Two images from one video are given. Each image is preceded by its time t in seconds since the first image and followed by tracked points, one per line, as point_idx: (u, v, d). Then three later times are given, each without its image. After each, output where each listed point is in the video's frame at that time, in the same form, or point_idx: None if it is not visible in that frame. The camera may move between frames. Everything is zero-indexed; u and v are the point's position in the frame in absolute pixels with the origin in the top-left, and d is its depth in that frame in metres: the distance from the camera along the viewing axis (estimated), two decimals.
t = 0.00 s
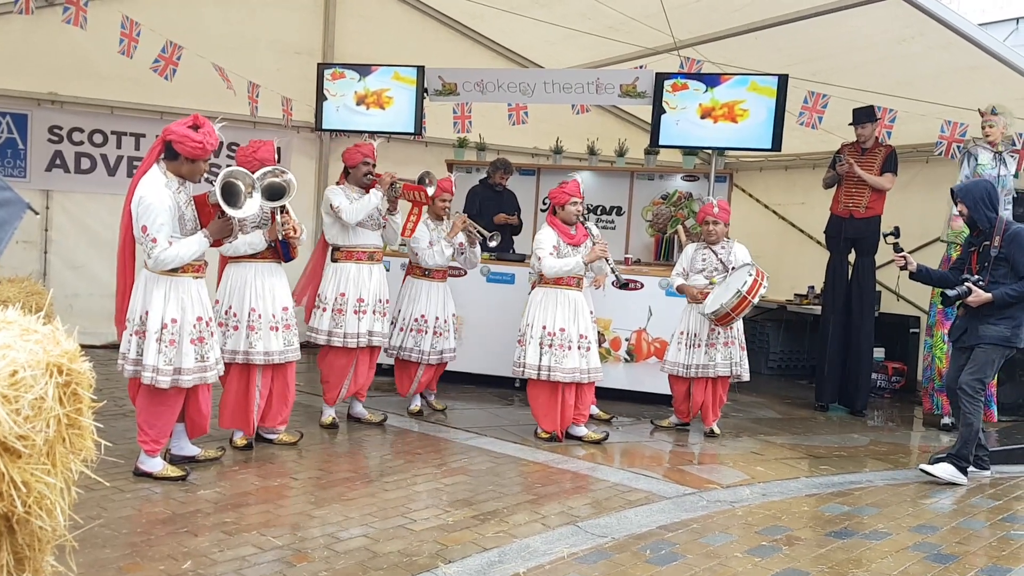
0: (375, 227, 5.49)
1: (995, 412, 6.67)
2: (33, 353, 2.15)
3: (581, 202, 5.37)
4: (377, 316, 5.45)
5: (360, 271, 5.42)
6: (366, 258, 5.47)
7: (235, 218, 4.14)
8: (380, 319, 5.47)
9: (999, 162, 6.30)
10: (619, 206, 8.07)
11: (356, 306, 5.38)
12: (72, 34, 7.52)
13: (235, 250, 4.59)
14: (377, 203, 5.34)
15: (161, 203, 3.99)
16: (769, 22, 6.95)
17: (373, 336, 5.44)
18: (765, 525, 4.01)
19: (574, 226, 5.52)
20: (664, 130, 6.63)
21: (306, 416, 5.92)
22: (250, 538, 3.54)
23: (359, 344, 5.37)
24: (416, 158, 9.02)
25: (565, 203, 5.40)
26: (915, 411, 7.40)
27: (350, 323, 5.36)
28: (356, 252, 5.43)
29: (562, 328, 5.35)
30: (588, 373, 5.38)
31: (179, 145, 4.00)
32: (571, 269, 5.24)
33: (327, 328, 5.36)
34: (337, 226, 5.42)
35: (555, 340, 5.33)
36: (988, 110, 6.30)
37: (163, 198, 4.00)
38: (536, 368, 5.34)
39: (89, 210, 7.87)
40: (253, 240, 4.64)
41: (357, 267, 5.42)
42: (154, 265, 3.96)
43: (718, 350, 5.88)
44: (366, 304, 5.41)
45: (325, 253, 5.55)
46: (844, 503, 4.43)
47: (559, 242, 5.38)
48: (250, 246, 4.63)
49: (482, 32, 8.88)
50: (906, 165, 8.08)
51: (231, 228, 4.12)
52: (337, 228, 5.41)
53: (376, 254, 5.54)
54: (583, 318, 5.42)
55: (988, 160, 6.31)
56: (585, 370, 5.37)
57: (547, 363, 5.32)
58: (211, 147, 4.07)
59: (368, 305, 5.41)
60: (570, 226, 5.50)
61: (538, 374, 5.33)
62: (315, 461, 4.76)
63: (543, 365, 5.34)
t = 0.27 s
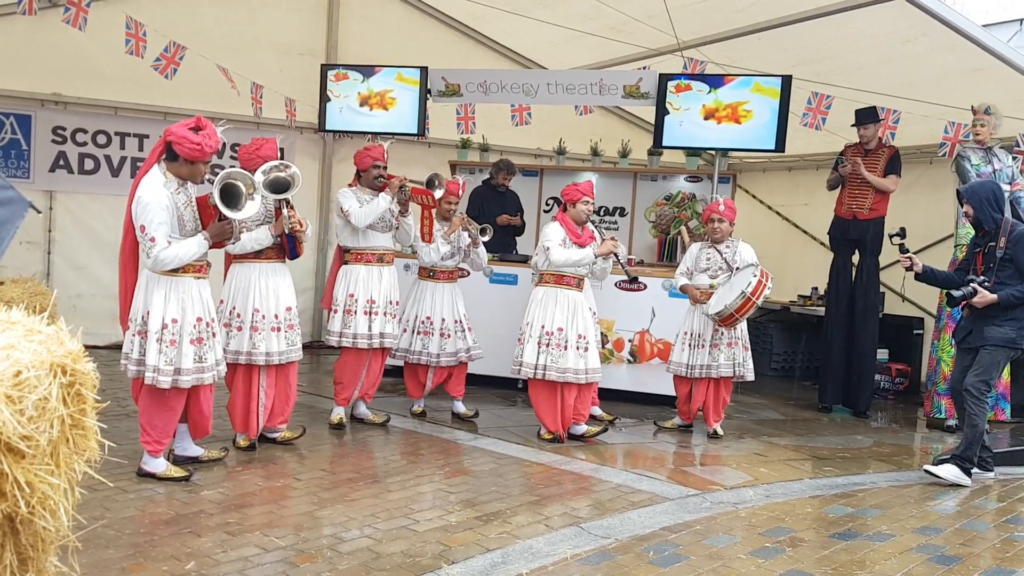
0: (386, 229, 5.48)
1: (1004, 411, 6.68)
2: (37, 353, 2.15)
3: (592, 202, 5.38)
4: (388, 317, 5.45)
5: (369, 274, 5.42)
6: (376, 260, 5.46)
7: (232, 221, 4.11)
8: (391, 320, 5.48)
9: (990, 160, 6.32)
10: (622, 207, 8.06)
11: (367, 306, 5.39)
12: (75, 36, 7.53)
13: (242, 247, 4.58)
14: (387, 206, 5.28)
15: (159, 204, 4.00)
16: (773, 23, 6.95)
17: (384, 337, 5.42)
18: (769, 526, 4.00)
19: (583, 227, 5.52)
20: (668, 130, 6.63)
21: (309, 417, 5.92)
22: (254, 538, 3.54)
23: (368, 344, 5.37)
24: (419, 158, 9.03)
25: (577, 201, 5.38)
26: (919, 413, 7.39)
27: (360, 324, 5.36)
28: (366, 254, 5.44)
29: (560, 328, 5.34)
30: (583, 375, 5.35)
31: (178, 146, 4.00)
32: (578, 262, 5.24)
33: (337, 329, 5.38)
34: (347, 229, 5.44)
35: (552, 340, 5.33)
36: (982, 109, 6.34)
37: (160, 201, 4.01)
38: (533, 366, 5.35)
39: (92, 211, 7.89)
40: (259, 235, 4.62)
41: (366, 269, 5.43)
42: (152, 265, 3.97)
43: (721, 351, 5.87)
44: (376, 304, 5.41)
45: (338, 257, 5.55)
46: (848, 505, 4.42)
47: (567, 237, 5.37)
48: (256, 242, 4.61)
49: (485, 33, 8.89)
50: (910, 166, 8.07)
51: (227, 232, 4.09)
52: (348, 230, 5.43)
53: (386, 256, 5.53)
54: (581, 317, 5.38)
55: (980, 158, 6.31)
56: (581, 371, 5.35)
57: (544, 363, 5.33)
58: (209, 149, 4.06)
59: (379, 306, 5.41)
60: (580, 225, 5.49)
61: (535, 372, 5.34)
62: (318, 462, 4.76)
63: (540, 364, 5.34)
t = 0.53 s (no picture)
0: (388, 231, 5.46)
1: (1007, 412, 6.70)
2: (38, 355, 2.15)
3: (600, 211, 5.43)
4: (391, 318, 5.45)
5: (372, 275, 5.42)
6: (378, 261, 5.46)
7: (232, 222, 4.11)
8: (394, 321, 5.48)
9: (989, 163, 6.36)
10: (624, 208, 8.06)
11: (369, 307, 5.40)
12: (77, 37, 7.54)
13: (242, 252, 4.59)
14: (383, 210, 5.28)
15: (157, 204, 4.01)
16: (774, 24, 6.95)
17: (388, 337, 5.44)
18: (771, 528, 4.00)
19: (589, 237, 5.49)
20: (669, 131, 6.65)
21: (310, 418, 5.92)
22: (255, 540, 3.54)
23: (373, 344, 5.38)
24: (420, 160, 9.03)
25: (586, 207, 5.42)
26: (921, 414, 7.39)
27: (363, 325, 5.37)
28: (368, 255, 5.43)
29: (567, 331, 5.35)
30: (588, 378, 5.35)
31: (176, 146, 4.01)
32: (601, 266, 5.21)
33: (341, 329, 5.39)
34: (349, 232, 5.45)
35: (558, 343, 5.34)
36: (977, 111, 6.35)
37: (159, 201, 4.03)
38: (540, 370, 5.33)
39: (94, 213, 7.89)
40: (259, 241, 4.61)
41: (368, 270, 5.43)
42: (149, 265, 3.98)
43: (725, 351, 5.87)
44: (380, 305, 5.42)
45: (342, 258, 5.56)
46: (849, 507, 4.42)
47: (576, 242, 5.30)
48: (256, 248, 4.61)
49: (486, 34, 8.89)
50: (912, 168, 8.07)
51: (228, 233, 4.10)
52: (350, 233, 5.45)
53: (389, 257, 5.52)
54: (587, 321, 5.41)
55: (977, 161, 6.37)
56: (586, 374, 5.35)
57: (550, 367, 5.33)
58: (207, 149, 4.05)
59: (382, 307, 5.43)
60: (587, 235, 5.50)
61: (542, 377, 5.33)
62: (319, 463, 4.76)
63: (547, 368, 5.34)
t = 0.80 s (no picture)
0: (387, 230, 5.43)
1: (1004, 413, 6.59)
2: (39, 354, 2.15)
3: (593, 202, 5.40)
4: (390, 317, 5.45)
5: (370, 274, 5.42)
6: (377, 261, 5.45)
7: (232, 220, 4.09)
8: (394, 320, 5.47)
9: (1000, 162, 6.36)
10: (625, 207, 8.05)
11: (367, 306, 5.39)
12: (78, 36, 7.54)
13: (238, 250, 4.56)
14: (376, 211, 5.25)
15: (155, 202, 4.01)
16: (775, 23, 6.94)
17: (387, 336, 5.42)
18: (771, 527, 4.00)
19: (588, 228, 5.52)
20: (670, 131, 6.64)
21: (311, 417, 5.92)
22: (256, 539, 3.54)
23: (371, 343, 5.37)
24: (421, 159, 9.03)
25: (581, 202, 5.40)
26: (922, 413, 7.38)
27: (361, 324, 5.38)
28: (367, 254, 5.43)
29: (581, 330, 5.36)
30: (601, 376, 5.36)
31: (176, 144, 4.02)
32: (609, 263, 5.24)
33: (340, 328, 5.41)
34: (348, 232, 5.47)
35: (574, 342, 5.34)
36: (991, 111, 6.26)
37: (158, 199, 4.03)
38: (558, 372, 5.31)
39: (94, 212, 7.89)
40: (256, 238, 4.58)
41: (368, 269, 5.43)
42: (146, 263, 3.98)
43: (725, 351, 5.87)
44: (378, 304, 5.41)
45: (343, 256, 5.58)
46: (850, 506, 4.42)
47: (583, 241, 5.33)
48: (253, 245, 4.57)
49: (487, 33, 8.89)
50: (913, 167, 8.06)
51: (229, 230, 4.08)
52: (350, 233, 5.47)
53: (389, 256, 5.50)
54: (597, 320, 5.40)
55: (988, 159, 6.40)
56: (598, 373, 5.36)
57: (568, 366, 5.32)
58: (206, 147, 4.04)
59: (380, 306, 5.41)
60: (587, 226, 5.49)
61: (562, 378, 5.31)
62: (320, 462, 4.77)
63: (565, 368, 5.32)
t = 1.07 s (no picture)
0: (381, 228, 5.43)
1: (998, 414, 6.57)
2: (37, 352, 2.15)
3: (595, 197, 5.37)
4: (382, 317, 5.41)
5: (364, 272, 5.42)
6: (371, 259, 5.45)
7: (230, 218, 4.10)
8: (386, 320, 5.43)
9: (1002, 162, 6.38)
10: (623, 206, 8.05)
11: (358, 305, 5.38)
12: (76, 35, 7.53)
13: (234, 250, 4.56)
14: (366, 210, 5.28)
15: (151, 201, 4.01)
16: (774, 22, 6.94)
17: (379, 336, 5.40)
18: (769, 526, 4.00)
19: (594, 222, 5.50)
20: (668, 130, 6.63)
21: (310, 416, 5.92)
22: (254, 537, 3.54)
23: (361, 343, 5.36)
24: (419, 158, 9.02)
25: (581, 199, 5.39)
26: (920, 412, 7.39)
27: (352, 323, 5.37)
28: (361, 253, 5.44)
29: (587, 328, 5.34)
30: (606, 373, 5.35)
31: (172, 143, 4.01)
32: (600, 261, 5.22)
33: (331, 327, 5.40)
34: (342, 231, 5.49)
35: (578, 339, 5.33)
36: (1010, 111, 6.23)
37: (154, 197, 4.03)
38: (559, 368, 5.34)
39: (92, 210, 7.89)
40: (251, 238, 4.61)
41: (361, 267, 5.43)
42: (141, 261, 3.96)
43: (724, 350, 5.87)
44: (369, 304, 5.39)
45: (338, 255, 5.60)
46: (848, 504, 4.42)
47: (586, 238, 5.34)
48: (248, 244, 4.60)
49: (485, 32, 8.88)
50: (911, 165, 8.07)
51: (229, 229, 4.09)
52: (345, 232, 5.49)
53: (384, 255, 5.50)
54: (603, 316, 5.39)
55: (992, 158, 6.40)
56: (602, 370, 5.35)
57: (572, 363, 5.32)
58: (204, 146, 4.05)
59: (372, 305, 5.40)
60: (593, 222, 5.47)
61: (564, 375, 5.33)
62: (318, 461, 4.77)
63: (567, 365, 5.33)
